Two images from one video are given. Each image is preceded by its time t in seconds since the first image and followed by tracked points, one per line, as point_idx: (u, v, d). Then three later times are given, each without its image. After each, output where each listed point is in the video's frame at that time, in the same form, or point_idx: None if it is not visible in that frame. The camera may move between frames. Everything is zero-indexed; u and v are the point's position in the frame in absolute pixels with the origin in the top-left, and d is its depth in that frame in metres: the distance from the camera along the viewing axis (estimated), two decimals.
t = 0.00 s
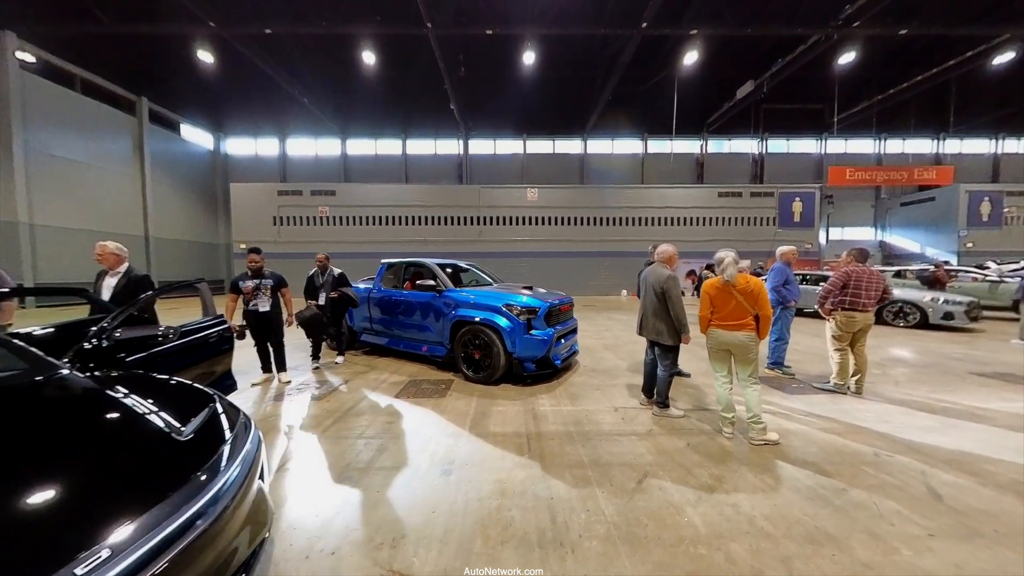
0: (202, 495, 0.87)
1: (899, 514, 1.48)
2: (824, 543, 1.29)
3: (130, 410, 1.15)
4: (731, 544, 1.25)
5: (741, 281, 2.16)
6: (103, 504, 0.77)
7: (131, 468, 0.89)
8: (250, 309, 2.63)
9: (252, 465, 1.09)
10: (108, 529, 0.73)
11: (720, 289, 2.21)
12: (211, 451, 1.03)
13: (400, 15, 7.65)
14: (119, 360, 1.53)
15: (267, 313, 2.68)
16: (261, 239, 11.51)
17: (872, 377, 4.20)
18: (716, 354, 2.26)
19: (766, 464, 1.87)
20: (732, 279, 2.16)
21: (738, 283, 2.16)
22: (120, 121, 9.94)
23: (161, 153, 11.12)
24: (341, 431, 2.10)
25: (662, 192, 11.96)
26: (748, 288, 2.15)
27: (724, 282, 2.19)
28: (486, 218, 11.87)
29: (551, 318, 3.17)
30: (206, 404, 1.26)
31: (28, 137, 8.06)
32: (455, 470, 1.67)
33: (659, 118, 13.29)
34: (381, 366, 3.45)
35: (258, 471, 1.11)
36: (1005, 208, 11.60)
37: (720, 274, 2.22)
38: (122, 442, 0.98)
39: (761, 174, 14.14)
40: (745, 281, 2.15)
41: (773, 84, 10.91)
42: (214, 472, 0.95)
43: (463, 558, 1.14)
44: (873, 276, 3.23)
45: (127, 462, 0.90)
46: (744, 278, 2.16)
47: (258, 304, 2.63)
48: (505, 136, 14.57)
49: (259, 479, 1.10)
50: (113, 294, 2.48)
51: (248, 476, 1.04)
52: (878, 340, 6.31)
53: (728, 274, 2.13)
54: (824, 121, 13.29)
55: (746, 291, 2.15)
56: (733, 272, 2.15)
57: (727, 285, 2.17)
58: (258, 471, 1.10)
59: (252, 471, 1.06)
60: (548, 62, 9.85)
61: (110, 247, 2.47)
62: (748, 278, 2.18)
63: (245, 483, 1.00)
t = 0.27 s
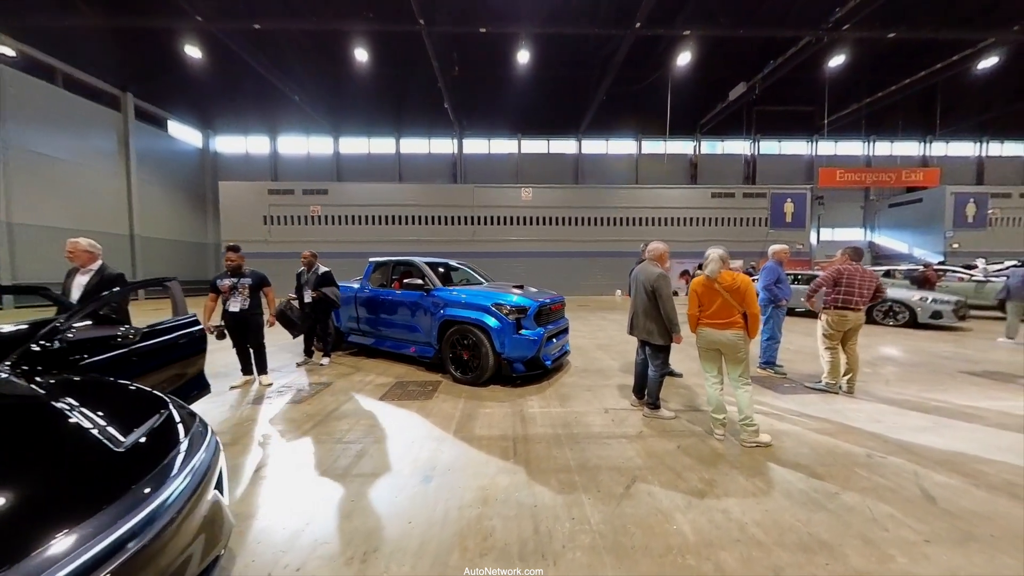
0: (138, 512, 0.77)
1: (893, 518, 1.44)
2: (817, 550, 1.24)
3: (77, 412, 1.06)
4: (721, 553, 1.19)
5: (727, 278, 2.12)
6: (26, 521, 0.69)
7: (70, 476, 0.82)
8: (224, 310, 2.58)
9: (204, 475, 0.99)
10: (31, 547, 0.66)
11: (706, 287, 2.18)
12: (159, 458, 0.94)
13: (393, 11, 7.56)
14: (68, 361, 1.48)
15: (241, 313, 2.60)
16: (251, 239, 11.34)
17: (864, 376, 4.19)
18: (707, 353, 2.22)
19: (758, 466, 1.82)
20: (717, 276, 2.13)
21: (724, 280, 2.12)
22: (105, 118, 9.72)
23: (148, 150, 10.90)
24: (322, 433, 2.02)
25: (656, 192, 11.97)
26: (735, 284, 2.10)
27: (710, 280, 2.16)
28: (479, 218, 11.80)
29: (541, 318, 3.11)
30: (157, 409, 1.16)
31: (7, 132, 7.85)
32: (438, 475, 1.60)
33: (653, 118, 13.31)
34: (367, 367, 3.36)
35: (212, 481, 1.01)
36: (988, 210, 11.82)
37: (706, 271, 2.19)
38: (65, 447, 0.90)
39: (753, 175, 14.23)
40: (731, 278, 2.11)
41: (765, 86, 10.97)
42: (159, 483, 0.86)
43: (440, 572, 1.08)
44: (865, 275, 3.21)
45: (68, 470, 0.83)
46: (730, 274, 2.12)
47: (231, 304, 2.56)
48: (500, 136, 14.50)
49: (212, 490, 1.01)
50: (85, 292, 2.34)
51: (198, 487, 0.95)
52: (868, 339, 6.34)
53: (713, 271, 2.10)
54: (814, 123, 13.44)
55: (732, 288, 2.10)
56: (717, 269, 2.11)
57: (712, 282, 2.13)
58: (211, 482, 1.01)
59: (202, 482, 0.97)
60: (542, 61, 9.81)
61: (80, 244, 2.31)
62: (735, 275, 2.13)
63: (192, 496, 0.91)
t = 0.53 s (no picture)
0: (71, 527, 0.68)
1: (898, 521, 1.39)
2: (821, 556, 1.18)
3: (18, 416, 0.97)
4: (721, 561, 1.13)
5: (721, 273, 2.07)
6: None
7: None
8: (204, 308, 2.49)
9: (157, 483, 0.90)
10: None
11: (700, 283, 2.13)
12: (106, 465, 0.85)
13: (386, 7, 7.43)
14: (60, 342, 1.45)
15: (221, 312, 2.51)
16: (241, 239, 11.14)
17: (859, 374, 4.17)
18: (703, 351, 2.16)
19: (756, 468, 1.76)
20: (711, 271, 2.08)
21: (719, 276, 2.07)
22: (88, 114, 9.49)
23: (134, 148, 10.67)
24: (305, 437, 1.93)
25: (651, 192, 11.95)
26: (729, 280, 2.05)
27: (704, 275, 2.11)
28: (474, 217, 11.70)
29: (534, 316, 3.04)
30: (108, 412, 1.05)
31: None
32: (426, 481, 1.52)
33: (648, 118, 13.29)
34: (355, 368, 3.27)
35: (168, 489, 0.92)
36: (974, 210, 12.00)
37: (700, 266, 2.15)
38: None
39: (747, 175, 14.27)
40: (725, 272, 2.06)
41: (758, 87, 10.99)
42: (101, 494, 0.77)
43: None
44: (865, 272, 3.17)
45: None
46: (724, 269, 2.06)
47: (211, 302, 2.48)
48: (495, 136, 14.39)
49: (168, 499, 0.91)
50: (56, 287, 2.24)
51: (150, 497, 0.85)
52: (862, 337, 6.34)
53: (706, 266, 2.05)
54: (807, 124, 13.52)
55: (726, 283, 2.05)
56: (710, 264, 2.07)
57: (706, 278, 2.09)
58: (167, 490, 0.91)
59: (156, 491, 0.88)
60: (538, 60, 9.72)
61: (50, 238, 2.18)
62: (729, 270, 2.07)
63: (142, 507, 0.82)
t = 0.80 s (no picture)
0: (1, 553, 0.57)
1: (898, 531, 1.35)
2: (821, 570, 1.14)
3: None
4: None
5: (715, 274, 2.03)
6: None
7: None
8: (185, 310, 2.40)
9: (112, 498, 0.79)
10: None
11: (694, 284, 2.10)
12: (48, 484, 0.74)
13: (378, 5, 7.33)
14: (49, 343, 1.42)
15: (203, 315, 2.42)
16: (231, 239, 10.97)
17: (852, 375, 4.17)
18: (698, 354, 2.11)
19: (752, 475, 1.71)
20: (705, 271, 2.05)
21: (712, 276, 2.03)
22: (72, 110, 9.28)
23: (120, 146, 10.46)
24: (286, 446, 1.85)
25: (646, 193, 11.95)
26: (723, 280, 2.01)
27: (698, 276, 2.08)
28: (469, 217, 11.62)
29: (527, 318, 2.98)
30: (53, 428, 0.94)
31: None
32: (411, 493, 1.46)
33: (643, 119, 13.30)
34: (343, 371, 3.19)
35: (124, 506, 0.81)
36: (960, 211, 12.20)
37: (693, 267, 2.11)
38: None
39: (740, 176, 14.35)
40: (719, 273, 2.02)
41: (751, 89, 11.04)
42: (40, 518, 0.66)
43: None
44: (860, 273, 3.16)
45: None
46: (718, 270, 2.03)
47: (191, 305, 2.38)
48: (490, 135, 14.30)
49: (122, 519, 0.80)
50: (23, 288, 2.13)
51: (101, 514, 0.74)
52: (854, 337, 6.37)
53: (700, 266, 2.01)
54: (799, 126, 13.61)
55: (720, 284, 2.02)
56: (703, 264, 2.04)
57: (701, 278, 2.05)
58: (121, 508, 0.80)
59: (110, 506, 0.77)
60: (532, 60, 9.67)
61: (19, 239, 2.07)
62: (723, 270, 2.04)
63: (91, 526, 0.71)
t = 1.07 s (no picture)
0: None
1: (889, 536, 1.34)
2: None
3: None
4: None
5: (710, 275, 2.01)
6: None
7: None
8: (167, 313, 2.32)
9: (68, 514, 0.74)
10: None
11: (688, 284, 2.07)
12: None
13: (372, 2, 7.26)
14: (28, 342, 1.37)
15: (187, 317, 2.35)
16: (221, 239, 10.81)
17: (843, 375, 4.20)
18: (692, 356, 2.09)
19: (742, 479, 1.70)
20: (699, 273, 2.02)
21: (707, 278, 2.01)
22: (56, 107, 9.09)
23: (107, 144, 10.26)
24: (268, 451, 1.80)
25: (640, 193, 11.97)
26: (718, 282, 1.99)
27: (692, 277, 2.05)
28: (463, 217, 11.56)
29: (519, 319, 2.95)
30: (7, 439, 0.89)
31: None
32: (399, 499, 1.42)
33: (638, 120, 13.32)
34: (332, 374, 3.13)
35: (82, 522, 0.76)
36: (945, 212, 12.41)
37: (686, 268, 2.09)
38: None
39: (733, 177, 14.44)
40: (713, 274, 2.00)
41: (744, 91, 11.11)
42: None
43: None
44: (851, 273, 3.18)
45: None
46: (713, 272, 2.00)
47: (174, 307, 2.31)
48: (485, 135, 14.24)
49: (80, 535, 0.75)
50: None
51: (56, 532, 0.69)
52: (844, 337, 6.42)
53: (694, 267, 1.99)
54: (791, 127, 13.72)
55: (714, 285, 1.99)
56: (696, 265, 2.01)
57: (695, 280, 2.03)
58: (80, 522, 0.76)
59: (67, 521, 0.73)
60: (528, 60, 9.64)
61: None
62: (717, 271, 2.02)
63: (45, 542, 0.66)
